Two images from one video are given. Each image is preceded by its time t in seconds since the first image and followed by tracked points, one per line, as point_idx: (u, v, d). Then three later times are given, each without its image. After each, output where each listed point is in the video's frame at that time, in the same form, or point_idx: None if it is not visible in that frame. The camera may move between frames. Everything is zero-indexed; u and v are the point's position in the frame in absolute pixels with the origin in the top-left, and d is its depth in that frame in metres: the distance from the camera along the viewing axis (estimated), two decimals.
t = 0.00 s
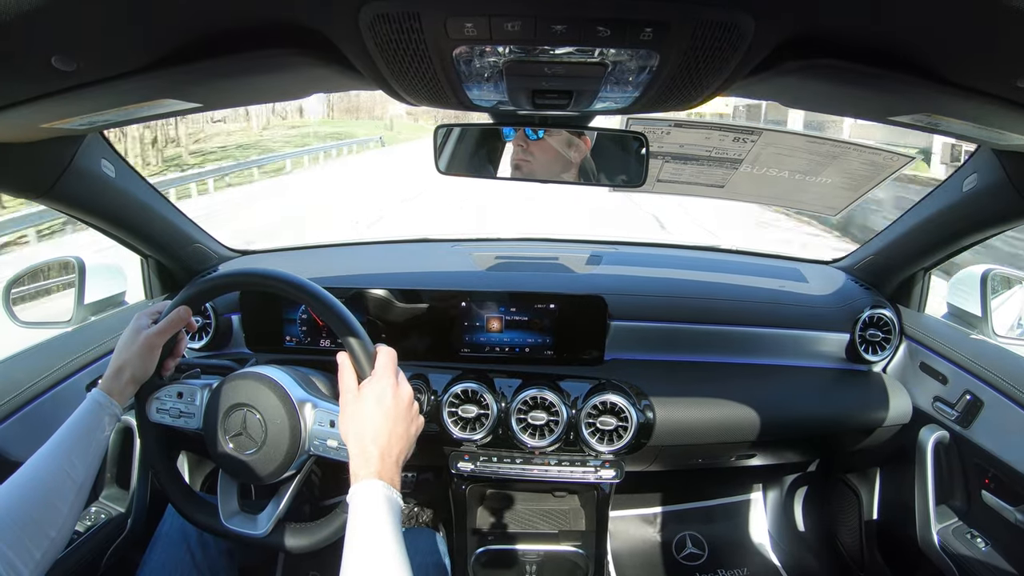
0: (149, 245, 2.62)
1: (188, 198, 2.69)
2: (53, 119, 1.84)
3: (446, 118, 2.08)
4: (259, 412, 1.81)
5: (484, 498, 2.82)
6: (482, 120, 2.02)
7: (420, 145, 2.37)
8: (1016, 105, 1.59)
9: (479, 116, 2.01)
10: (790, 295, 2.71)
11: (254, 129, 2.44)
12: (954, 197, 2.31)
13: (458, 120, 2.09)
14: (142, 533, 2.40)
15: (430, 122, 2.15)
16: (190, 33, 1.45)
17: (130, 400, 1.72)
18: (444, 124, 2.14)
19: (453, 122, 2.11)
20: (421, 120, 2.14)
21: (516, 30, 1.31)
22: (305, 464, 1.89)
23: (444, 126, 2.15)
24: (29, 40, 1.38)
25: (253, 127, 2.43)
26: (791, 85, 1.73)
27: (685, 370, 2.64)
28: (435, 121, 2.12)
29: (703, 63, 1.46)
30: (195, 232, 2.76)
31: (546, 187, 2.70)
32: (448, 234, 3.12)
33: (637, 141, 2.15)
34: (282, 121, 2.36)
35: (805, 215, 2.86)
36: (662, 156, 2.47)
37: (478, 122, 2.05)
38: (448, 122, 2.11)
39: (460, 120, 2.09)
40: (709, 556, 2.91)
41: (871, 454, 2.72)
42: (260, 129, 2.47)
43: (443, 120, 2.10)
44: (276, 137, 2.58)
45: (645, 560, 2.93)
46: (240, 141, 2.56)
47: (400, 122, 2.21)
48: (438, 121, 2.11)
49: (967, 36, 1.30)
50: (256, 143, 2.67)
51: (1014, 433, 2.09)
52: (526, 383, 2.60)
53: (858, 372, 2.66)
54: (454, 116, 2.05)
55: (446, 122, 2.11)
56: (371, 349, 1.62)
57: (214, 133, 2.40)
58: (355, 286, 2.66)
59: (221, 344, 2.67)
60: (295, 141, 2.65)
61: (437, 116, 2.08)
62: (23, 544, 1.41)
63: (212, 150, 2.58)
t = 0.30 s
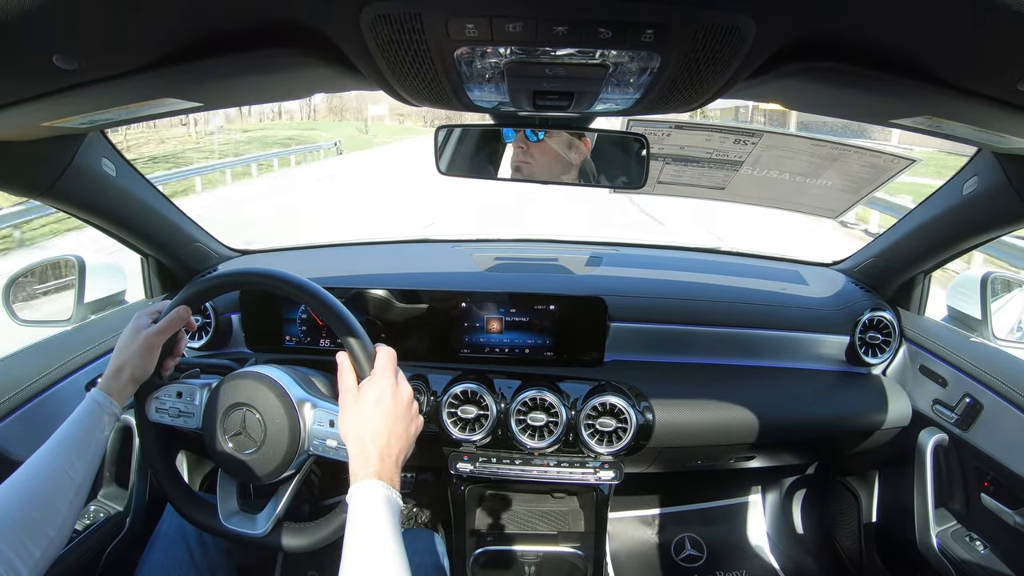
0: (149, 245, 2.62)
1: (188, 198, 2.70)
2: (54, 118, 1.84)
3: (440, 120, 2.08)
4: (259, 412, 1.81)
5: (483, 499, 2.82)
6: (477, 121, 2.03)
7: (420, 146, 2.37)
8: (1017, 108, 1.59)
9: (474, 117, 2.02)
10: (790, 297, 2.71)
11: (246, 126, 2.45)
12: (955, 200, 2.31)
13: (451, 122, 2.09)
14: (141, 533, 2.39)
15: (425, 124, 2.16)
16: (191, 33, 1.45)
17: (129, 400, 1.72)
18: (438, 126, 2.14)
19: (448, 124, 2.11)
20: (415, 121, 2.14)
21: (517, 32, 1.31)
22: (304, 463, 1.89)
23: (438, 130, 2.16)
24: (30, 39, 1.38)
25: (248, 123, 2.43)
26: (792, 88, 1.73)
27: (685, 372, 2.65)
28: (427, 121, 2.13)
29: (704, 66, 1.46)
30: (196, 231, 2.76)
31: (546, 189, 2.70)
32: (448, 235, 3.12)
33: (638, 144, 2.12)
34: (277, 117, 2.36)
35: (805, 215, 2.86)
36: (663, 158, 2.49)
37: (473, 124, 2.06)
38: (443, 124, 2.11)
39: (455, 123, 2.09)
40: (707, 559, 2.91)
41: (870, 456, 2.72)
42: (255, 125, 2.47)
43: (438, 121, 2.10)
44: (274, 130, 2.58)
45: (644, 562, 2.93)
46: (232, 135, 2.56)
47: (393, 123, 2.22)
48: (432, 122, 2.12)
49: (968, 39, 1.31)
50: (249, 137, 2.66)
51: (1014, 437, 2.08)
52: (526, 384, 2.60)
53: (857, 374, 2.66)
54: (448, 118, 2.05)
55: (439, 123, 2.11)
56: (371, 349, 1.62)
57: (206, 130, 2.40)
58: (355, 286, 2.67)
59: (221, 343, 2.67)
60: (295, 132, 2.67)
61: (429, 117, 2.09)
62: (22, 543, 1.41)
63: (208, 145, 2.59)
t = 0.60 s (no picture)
0: (149, 244, 2.62)
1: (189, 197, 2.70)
2: (54, 117, 1.84)
3: (425, 120, 2.14)
4: (258, 411, 1.81)
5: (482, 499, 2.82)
6: (470, 120, 2.07)
7: (421, 145, 2.36)
8: (1017, 109, 1.59)
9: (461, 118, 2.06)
10: (790, 297, 2.71)
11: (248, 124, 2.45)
12: (955, 200, 2.31)
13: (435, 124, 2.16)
14: (140, 531, 2.39)
15: (411, 124, 2.22)
16: (192, 32, 1.45)
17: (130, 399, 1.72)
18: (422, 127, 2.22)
19: (432, 125, 2.18)
20: (400, 121, 2.19)
21: (518, 31, 1.31)
22: (304, 462, 1.89)
23: (422, 129, 2.25)
24: (32, 37, 1.38)
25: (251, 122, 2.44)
26: (793, 88, 1.73)
27: (684, 372, 2.65)
28: (410, 121, 2.19)
29: (705, 66, 1.47)
30: (196, 230, 2.76)
31: (546, 188, 2.71)
32: (449, 235, 3.12)
33: (638, 144, 2.13)
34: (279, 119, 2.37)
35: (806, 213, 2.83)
36: (663, 158, 2.49)
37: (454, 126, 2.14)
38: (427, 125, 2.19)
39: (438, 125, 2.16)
40: (707, 559, 2.91)
41: (870, 457, 2.72)
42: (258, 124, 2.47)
43: (422, 122, 2.17)
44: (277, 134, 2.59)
45: (644, 562, 2.93)
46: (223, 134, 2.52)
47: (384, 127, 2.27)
48: (414, 122, 2.19)
49: (968, 40, 1.31)
50: (250, 140, 2.67)
51: (1013, 437, 2.08)
52: (526, 384, 2.60)
53: (857, 375, 2.67)
54: (434, 121, 2.11)
55: (423, 123, 2.18)
56: (371, 348, 1.62)
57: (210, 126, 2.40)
58: (355, 285, 2.67)
59: (221, 342, 2.67)
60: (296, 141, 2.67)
61: (412, 116, 2.14)
62: (21, 543, 1.40)
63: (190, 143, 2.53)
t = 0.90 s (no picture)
0: (149, 246, 2.62)
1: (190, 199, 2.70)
2: (55, 120, 1.84)
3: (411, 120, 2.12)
4: (258, 414, 1.80)
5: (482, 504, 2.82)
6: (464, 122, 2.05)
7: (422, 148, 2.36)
8: (1016, 112, 1.59)
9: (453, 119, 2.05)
10: (790, 300, 2.71)
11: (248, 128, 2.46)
12: (956, 202, 2.31)
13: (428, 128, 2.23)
14: (140, 534, 2.39)
15: (397, 124, 2.24)
16: (193, 35, 1.45)
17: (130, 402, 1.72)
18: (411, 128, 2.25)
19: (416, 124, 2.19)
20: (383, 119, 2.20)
21: (518, 34, 1.31)
22: (304, 466, 1.89)
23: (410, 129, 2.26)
24: (32, 40, 1.38)
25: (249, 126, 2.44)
26: (792, 91, 1.73)
27: (684, 375, 2.65)
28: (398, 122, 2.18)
29: (705, 68, 1.47)
30: (196, 232, 2.76)
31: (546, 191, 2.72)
32: (449, 237, 3.12)
33: (639, 147, 2.12)
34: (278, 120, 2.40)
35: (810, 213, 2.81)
36: (664, 161, 2.52)
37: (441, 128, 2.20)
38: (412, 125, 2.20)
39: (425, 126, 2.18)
40: (707, 562, 2.92)
41: (871, 459, 2.71)
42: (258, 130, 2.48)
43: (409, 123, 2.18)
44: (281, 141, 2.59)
45: (644, 565, 2.93)
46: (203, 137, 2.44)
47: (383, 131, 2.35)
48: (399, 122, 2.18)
49: (967, 42, 1.31)
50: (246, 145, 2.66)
51: (1014, 439, 2.08)
52: (526, 387, 2.60)
53: (857, 377, 2.66)
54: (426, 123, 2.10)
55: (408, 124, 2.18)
56: (371, 351, 1.62)
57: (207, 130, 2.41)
58: (355, 288, 2.67)
59: (221, 345, 2.67)
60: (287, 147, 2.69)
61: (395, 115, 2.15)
62: (20, 545, 1.40)
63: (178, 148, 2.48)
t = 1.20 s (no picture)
0: (149, 243, 2.62)
1: (191, 196, 2.70)
2: (54, 117, 1.84)
3: (396, 123, 2.30)
4: (258, 410, 1.81)
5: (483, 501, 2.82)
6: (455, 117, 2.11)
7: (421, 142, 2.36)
8: (1017, 105, 1.59)
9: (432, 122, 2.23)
10: (790, 294, 2.71)
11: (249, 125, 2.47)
12: (955, 196, 2.31)
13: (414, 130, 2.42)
14: (142, 530, 2.40)
15: (382, 128, 2.41)
16: (192, 31, 1.45)
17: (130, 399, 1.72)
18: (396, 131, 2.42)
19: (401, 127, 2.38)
20: (368, 123, 2.39)
21: (517, 29, 1.31)
22: (305, 461, 1.89)
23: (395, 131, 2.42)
24: (30, 37, 1.37)
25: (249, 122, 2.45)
26: (792, 85, 1.72)
27: (684, 369, 2.65)
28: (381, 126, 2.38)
29: (705, 62, 1.46)
30: (196, 228, 2.76)
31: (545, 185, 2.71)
32: (449, 232, 3.12)
33: (638, 141, 2.13)
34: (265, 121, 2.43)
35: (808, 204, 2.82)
36: (663, 155, 2.51)
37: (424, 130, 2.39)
38: (397, 127, 2.38)
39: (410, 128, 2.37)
40: (708, 555, 2.93)
41: (871, 453, 2.71)
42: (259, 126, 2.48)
43: (393, 125, 2.35)
44: (260, 147, 2.66)
45: (645, 559, 2.94)
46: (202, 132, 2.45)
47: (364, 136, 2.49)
48: (382, 124, 2.37)
49: (969, 35, 1.30)
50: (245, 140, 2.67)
51: (1013, 432, 2.08)
52: (526, 381, 2.60)
53: (857, 371, 2.66)
54: (409, 125, 2.28)
55: (393, 127, 2.36)
56: (372, 346, 1.62)
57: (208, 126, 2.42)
58: (355, 283, 2.67)
59: (222, 341, 2.67)
60: (259, 152, 2.79)
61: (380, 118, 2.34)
62: (22, 543, 1.41)
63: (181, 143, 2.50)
